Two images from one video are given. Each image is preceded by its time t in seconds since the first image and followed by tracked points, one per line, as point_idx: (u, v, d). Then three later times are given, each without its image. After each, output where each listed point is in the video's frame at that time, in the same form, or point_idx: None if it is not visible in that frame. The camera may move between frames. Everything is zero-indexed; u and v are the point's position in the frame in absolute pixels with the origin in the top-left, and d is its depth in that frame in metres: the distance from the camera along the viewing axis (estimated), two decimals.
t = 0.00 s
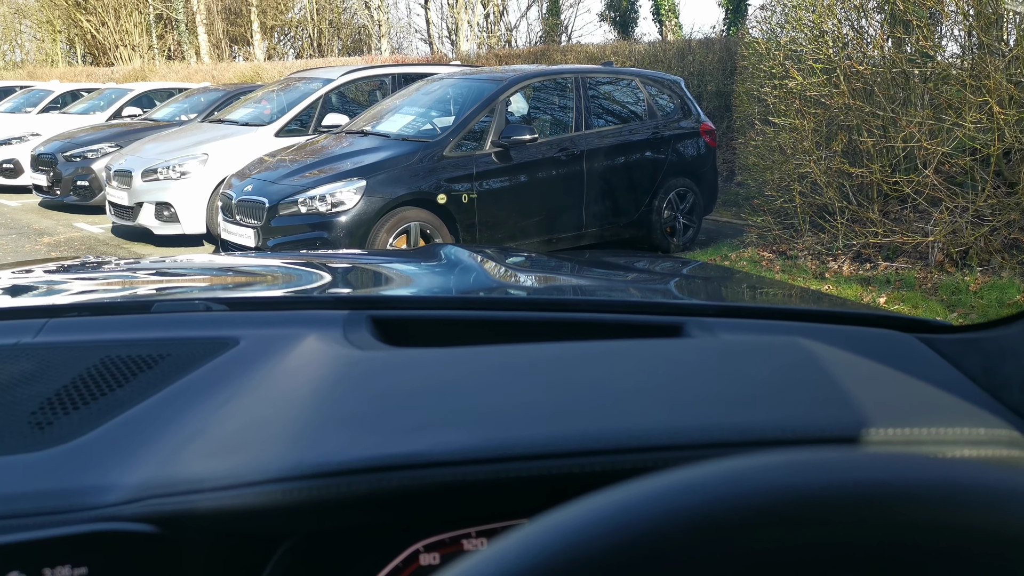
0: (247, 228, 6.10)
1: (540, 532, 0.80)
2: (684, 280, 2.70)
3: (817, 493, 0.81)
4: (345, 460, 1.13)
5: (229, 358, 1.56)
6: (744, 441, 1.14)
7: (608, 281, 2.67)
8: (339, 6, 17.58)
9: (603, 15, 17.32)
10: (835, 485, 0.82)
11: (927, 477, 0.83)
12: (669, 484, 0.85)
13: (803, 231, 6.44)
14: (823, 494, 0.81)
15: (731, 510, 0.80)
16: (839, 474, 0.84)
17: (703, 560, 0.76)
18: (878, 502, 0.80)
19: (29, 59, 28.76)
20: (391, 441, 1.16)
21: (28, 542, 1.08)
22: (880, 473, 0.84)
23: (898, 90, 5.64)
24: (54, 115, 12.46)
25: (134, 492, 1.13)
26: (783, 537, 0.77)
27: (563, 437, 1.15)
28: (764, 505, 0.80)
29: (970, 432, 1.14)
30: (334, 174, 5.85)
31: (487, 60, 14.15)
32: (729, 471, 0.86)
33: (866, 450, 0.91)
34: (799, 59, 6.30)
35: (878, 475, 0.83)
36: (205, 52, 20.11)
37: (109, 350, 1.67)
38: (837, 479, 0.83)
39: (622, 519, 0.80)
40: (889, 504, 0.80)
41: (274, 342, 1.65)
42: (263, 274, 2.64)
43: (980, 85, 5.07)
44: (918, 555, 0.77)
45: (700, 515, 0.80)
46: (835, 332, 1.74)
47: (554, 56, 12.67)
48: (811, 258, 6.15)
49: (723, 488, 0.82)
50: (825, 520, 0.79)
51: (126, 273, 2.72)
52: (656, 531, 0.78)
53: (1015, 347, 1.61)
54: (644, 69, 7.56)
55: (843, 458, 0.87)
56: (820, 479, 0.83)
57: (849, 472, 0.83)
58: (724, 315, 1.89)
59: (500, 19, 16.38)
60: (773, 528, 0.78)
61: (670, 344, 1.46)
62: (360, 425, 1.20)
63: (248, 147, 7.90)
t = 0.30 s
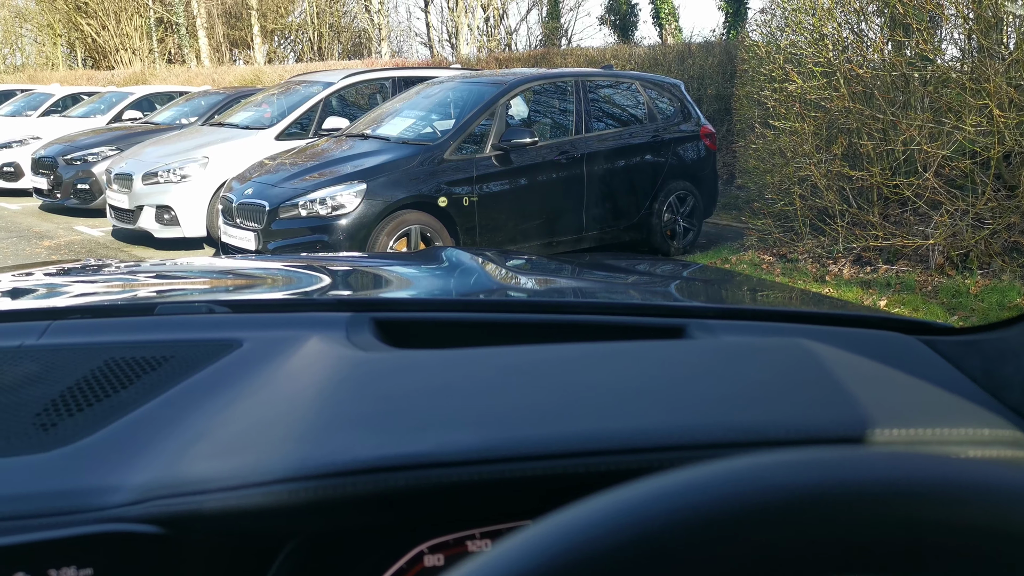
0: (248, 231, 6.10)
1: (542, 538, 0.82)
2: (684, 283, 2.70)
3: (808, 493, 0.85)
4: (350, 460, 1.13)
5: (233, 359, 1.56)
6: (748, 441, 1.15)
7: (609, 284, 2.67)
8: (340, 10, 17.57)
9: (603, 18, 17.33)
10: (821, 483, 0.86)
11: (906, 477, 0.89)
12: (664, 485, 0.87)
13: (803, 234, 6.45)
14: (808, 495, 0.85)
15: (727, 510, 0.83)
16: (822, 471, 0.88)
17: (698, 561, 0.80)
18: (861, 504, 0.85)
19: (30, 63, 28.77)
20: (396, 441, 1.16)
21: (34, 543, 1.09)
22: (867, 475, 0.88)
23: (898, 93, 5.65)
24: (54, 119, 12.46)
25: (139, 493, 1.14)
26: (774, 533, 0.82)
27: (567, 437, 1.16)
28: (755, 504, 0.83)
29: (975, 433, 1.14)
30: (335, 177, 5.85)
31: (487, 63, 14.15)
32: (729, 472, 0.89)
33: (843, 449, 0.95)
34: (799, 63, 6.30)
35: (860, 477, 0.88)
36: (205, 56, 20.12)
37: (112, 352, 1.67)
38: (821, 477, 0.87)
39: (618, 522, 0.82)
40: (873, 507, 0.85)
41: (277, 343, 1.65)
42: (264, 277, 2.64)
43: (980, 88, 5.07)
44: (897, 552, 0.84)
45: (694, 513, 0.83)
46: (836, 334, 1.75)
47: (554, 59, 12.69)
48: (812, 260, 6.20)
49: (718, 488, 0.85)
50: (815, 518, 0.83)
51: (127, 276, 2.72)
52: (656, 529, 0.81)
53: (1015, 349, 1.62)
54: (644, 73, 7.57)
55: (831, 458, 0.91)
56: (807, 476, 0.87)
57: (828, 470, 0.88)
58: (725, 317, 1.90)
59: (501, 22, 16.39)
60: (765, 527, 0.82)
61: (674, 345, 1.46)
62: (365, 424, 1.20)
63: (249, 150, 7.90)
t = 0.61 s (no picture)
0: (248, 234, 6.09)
1: (541, 542, 0.81)
2: (685, 285, 2.69)
3: (814, 495, 0.84)
4: (352, 462, 1.12)
5: (234, 360, 1.56)
6: (753, 441, 1.14)
7: (609, 286, 2.66)
8: (340, 13, 17.58)
9: (603, 20, 17.35)
10: (826, 490, 0.85)
11: (910, 480, 0.88)
12: (667, 490, 0.87)
13: (803, 237, 6.45)
14: (815, 500, 0.84)
15: (733, 511, 0.83)
16: (827, 476, 0.88)
17: (706, 561, 0.79)
18: (865, 507, 0.84)
19: (32, 66, 28.91)
20: (399, 443, 1.15)
21: (33, 545, 1.08)
22: (875, 477, 0.87)
23: (898, 96, 5.64)
24: (54, 121, 12.46)
25: (139, 495, 1.13)
26: (782, 534, 0.81)
27: (572, 438, 1.15)
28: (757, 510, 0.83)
29: (984, 433, 1.13)
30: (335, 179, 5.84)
31: (487, 66, 14.17)
32: (737, 475, 0.88)
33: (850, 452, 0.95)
34: (799, 65, 6.27)
35: (863, 482, 0.87)
36: (206, 58, 20.14)
37: (112, 354, 1.66)
38: (825, 481, 0.87)
39: (622, 525, 0.81)
40: (878, 509, 0.84)
41: (279, 345, 1.64)
42: (263, 279, 2.63)
43: (981, 90, 5.07)
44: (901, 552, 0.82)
45: (698, 518, 0.82)
46: (841, 336, 1.73)
47: (554, 62, 12.70)
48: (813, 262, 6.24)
49: (721, 494, 0.85)
50: (819, 521, 0.82)
51: (126, 278, 2.71)
52: (661, 531, 0.81)
53: (1018, 351, 1.61)
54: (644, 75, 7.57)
55: (836, 460, 0.91)
56: (809, 481, 0.87)
57: (835, 475, 0.88)
58: (728, 318, 1.89)
59: (501, 25, 16.41)
60: (774, 528, 0.81)
61: (680, 346, 1.45)
62: (368, 425, 1.20)
63: (249, 153, 7.90)
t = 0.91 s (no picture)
0: (250, 235, 6.08)
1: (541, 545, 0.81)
2: (686, 286, 2.68)
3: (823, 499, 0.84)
4: (355, 465, 1.12)
5: (235, 362, 1.55)
6: (759, 444, 1.13)
7: (611, 286, 2.66)
8: (340, 15, 17.60)
9: (604, 22, 17.37)
10: (829, 493, 0.85)
11: (914, 483, 0.88)
12: (670, 494, 0.86)
13: (804, 238, 6.46)
14: (820, 504, 0.84)
15: (741, 515, 0.82)
16: (827, 478, 0.88)
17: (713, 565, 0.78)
18: (868, 509, 0.84)
19: (32, 67, 28.97)
20: (402, 446, 1.15)
21: (33, 548, 1.07)
22: (881, 480, 0.87)
23: (899, 97, 5.63)
24: (55, 123, 12.46)
25: (139, 497, 1.12)
26: (790, 538, 0.80)
27: (576, 441, 1.14)
28: (755, 510, 0.83)
29: (993, 435, 1.12)
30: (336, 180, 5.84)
31: (488, 66, 14.19)
32: (743, 479, 0.88)
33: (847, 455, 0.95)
34: (800, 66, 6.24)
35: (866, 484, 0.87)
36: (208, 60, 20.19)
37: (113, 355, 1.65)
38: (827, 485, 0.87)
39: (623, 530, 0.82)
40: (884, 514, 0.83)
41: (280, 346, 1.64)
42: (264, 280, 2.62)
43: (982, 91, 5.05)
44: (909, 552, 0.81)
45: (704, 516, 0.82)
46: (845, 337, 1.73)
47: (554, 62, 12.72)
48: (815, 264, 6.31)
49: (722, 498, 0.85)
50: (822, 525, 0.81)
51: (128, 279, 2.70)
52: (669, 535, 0.80)
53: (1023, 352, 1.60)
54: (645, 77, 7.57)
55: (844, 464, 0.91)
56: (813, 484, 0.86)
57: (835, 481, 0.88)
58: (732, 319, 1.88)
59: (502, 26, 16.43)
60: (783, 532, 0.81)
61: (685, 348, 1.44)
62: (371, 428, 1.19)
63: (250, 154, 7.90)
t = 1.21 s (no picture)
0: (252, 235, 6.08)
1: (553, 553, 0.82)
2: (689, 286, 2.66)
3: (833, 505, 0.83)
4: (356, 467, 1.11)
5: (236, 362, 1.54)
6: (766, 447, 1.12)
7: (614, 287, 2.64)
8: (342, 16, 17.61)
9: (606, 22, 17.36)
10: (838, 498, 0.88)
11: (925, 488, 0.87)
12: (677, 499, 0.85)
13: (806, 240, 6.46)
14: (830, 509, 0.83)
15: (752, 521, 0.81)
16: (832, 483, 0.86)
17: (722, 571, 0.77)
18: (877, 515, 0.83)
19: (36, 69, 29.10)
20: (404, 447, 1.14)
21: (32, 551, 1.06)
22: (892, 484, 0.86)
23: (903, 97, 5.60)
24: (58, 124, 12.44)
25: (138, 500, 1.11)
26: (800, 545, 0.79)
27: (581, 444, 1.13)
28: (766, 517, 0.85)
29: (1005, 438, 1.11)
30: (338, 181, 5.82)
31: (490, 67, 14.20)
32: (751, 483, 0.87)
33: (851, 465, 0.99)
34: (803, 66, 6.21)
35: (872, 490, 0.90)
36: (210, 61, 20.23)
37: (114, 356, 1.64)
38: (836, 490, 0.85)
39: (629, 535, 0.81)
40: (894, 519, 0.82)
41: (282, 347, 1.63)
42: (267, 280, 2.62)
43: (986, 91, 5.04)
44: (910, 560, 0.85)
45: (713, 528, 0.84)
46: (851, 338, 1.71)
47: (556, 63, 12.72)
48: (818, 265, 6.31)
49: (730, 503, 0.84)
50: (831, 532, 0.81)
51: (129, 280, 2.69)
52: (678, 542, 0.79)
53: None
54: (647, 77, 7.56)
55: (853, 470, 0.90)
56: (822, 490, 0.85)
57: (836, 496, 0.94)
58: (736, 320, 1.86)
59: (503, 27, 16.43)
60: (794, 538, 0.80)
61: (690, 349, 1.43)
62: (374, 429, 1.18)
63: (252, 155, 7.90)
